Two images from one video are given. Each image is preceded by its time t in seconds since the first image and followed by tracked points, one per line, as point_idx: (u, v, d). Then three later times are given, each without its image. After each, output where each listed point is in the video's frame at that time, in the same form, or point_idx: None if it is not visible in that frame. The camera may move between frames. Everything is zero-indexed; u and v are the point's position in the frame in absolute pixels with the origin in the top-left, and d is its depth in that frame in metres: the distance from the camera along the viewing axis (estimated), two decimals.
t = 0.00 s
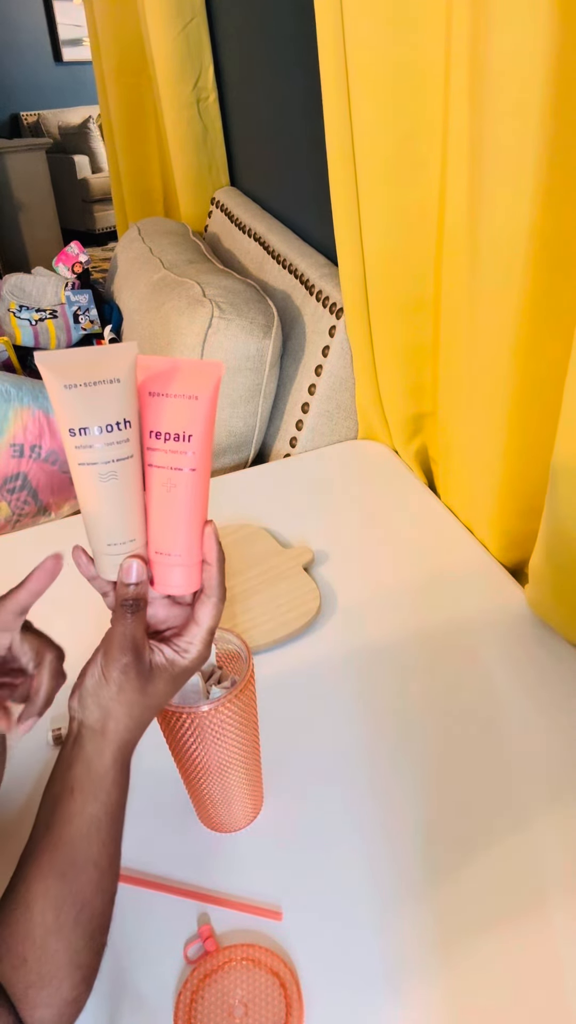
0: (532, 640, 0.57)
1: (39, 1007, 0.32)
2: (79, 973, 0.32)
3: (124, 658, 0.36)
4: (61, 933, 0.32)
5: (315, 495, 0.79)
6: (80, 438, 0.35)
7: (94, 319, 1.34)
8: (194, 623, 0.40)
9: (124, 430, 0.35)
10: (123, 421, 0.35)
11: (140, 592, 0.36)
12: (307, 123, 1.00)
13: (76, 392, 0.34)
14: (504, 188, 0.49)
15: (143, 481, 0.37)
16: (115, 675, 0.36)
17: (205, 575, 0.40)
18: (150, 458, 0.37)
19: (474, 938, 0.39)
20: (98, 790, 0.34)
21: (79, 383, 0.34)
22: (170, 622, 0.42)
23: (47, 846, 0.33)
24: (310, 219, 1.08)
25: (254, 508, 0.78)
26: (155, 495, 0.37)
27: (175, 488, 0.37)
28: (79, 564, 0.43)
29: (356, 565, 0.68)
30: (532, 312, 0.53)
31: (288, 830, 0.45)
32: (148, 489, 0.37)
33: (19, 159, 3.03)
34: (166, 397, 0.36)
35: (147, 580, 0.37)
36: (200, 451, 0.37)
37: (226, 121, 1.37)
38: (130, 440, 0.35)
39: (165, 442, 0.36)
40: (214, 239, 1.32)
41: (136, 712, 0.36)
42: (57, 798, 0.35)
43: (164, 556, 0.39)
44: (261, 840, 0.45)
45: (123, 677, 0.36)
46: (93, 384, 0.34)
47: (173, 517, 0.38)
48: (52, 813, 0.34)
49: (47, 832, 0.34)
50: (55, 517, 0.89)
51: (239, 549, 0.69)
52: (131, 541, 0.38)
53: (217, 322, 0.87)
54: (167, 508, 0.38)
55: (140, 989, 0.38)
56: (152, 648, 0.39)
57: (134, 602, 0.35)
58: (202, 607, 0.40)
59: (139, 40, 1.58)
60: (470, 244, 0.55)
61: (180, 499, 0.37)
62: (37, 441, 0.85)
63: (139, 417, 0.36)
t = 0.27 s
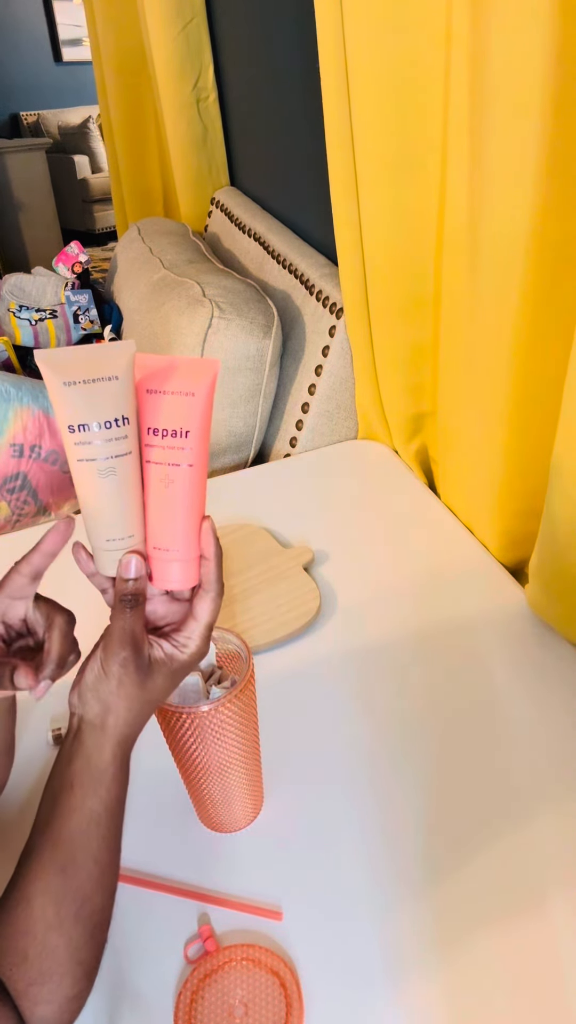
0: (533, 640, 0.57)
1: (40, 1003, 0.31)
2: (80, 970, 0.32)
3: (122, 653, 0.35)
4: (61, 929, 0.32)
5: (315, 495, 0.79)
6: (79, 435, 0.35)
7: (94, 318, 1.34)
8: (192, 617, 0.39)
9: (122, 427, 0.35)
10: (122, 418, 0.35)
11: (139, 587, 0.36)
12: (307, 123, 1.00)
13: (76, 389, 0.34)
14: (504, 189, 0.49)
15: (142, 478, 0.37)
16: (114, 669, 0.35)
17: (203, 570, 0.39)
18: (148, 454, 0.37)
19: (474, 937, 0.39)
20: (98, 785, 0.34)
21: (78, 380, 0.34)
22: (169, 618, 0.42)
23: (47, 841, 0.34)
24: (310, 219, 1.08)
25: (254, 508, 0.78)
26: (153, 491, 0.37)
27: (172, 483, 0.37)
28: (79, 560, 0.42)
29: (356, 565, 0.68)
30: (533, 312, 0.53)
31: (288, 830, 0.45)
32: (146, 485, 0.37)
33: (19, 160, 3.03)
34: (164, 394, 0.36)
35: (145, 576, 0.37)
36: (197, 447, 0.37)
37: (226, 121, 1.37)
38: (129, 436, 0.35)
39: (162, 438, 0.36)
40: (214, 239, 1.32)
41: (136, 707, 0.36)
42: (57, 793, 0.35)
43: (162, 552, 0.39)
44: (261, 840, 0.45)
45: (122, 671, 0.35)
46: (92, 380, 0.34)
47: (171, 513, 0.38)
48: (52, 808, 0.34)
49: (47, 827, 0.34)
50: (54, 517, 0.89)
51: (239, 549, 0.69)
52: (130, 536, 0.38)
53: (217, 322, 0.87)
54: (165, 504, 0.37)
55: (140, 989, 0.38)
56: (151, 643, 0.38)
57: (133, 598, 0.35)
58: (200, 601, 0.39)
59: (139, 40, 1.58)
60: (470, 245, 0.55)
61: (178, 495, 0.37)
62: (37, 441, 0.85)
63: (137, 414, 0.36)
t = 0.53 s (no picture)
0: (533, 640, 0.57)
1: (40, 1002, 0.32)
2: (80, 968, 0.33)
3: (122, 647, 0.35)
4: (62, 927, 0.32)
5: (315, 495, 0.79)
6: (76, 432, 0.35)
7: (94, 319, 1.34)
8: (190, 613, 0.39)
9: (119, 424, 0.35)
10: (118, 415, 0.35)
11: (138, 582, 0.36)
12: (307, 124, 1.00)
13: (72, 387, 0.34)
14: (504, 188, 0.49)
15: (138, 475, 0.37)
16: (114, 664, 0.35)
17: (200, 565, 0.40)
18: (144, 451, 0.37)
19: (474, 937, 0.39)
20: (98, 780, 0.34)
21: (74, 378, 0.34)
22: (167, 614, 0.41)
23: (47, 838, 0.33)
24: (310, 219, 1.08)
25: (254, 508, 0.78)
26: (150, 487, 0.37)
27: (169, 480, 0.37)
28: (76, 557, 0.42)
29: (356, 565, 0.68)
30: (533, 312, 0.53)
31: (288, 829, 0.45)
32: (143, 482, 0.37)
33: (19, 159, 3.03)
34: (159, 391, 0.36)
35: (144, 572, 0.37)
36: (193, 444, 0.37)
37: (226, 121, 1.37)
38: (126, 434, 0.35)
39: (158, 435, 0.36)
40: (214, 239, 1.32)
41: (135, 701, 0.36)
42: (58, 789, 0.35)
43: (160, 548, 0.39)
44: (261, 839, 0.45)
45: (122, 665, 0.35)
46: (88, 378, 0.34)
47: (168, 509, 0.38)
48: (52, 805, 0.34)
49: (47, 824, 0.34)
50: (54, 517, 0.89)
51: (239, 549, 0.69)
52: (128, 533, 0.38)
53: (217, 322, 0.87)
54: (162, 500, 0.37)
55: (140, 989, 0.38)
56: (149, 638, 0.38)
57: (131, 592, 0.35)
58: (197, 597, 0.40)
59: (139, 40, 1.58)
60: (470, 245, 0.55)
61: (175, 491, 0.37)
62: (37, 441, 0.85)
63: (133, 411, 0.36)
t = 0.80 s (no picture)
0: (533, 640, 0.57)
1: (40, 1002, 0.32)
2: (80, 969, 0.33)
3: (119, 652, 0.35)
4: (61, 927, 0.32)
5: (315, 495, 0.79)
6: (70, 435, 0.35)
7: (94, 319, 1.34)
8: (189, 615, 0.39)
9: (114, 426, 0.35)
10: (113, 417, 0.35)
11: (134, 586, 0.36)
12: (307, 123, 1.00)
13: (66, 389, 0.34)
14: (504, 188, 0.49)
15: (134, 477, 0.37)
16: (111, 668, 0.35)
17: (198, 569, 0.40)
18: (139, 454, 0.37)
19: (474, 935, 0.39)
20: (97, 782, 0.34)
21: (68, 380, 0.34)
22: (165, 616, 0.41)
23: (46, 840, 0.33)
24: (310, 219, 1.08)
25: (255, 508, 0.78)
26: (146, 490, 0.37)
27: (166, 482, 0.37)
28: (73, 559, 0.42)
29: (356, 565, 0.68)
30: (533, 312, 0.53)
31: (288, 829, 0.45)
32: (139, 484, 0.37)
33: (19, 159, 3.03)
34: (154, 393, 0.36)
35: (141, 576, 0.37)
36: (189, 445, 0.36)
37: (226, 121, 1.37)
38: (121, 436, 0.35)
39: (154, 437, 0.36)
40: (214, 239, 1.32)
41: (134, 705, 0.36)
42: (56, 791, 0.35)
43: (157, 551, 0.38)
44: (261, 839, 0.45)
45: (119, 670, 0.36)
46: (82, 380, 0.34)
47: (165, 511, 0.37)
48: (50, 807, 0.34)
49: (46, 826, 0.34)
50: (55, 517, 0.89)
51: (239, 549, 0.69)
52: (124, 536, 0.38)
53: (217, 322, 0.87)
54: (158, 503, 0.37)
55: (140, 989, 0.38)
56: (148, 642, 0.38)
57: (128, 597, 0.35)
58: (195, 599, 0.39)
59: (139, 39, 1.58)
60: (470, 245, 0.55)
61: (171, 493, 0.37)
62: (37, 441, 0.85)
63: (127, 413, 0.36)
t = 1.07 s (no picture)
0: (533, 640, 0.57)
1: (41, 1004, 0.32)
2: (79, 971, 0.33)
3: (122, 654, 0.35)
4: (62, 929, 0.32)
5: (315, 495, 0.79)
6: (73, 437, 0.35)
7: (94, 318, 1.34)
8: (191, 617, 0.39)
9: (117, 428, 0.35)
10: (115, 419, 0.35)
11: (137, 589, 0.35)
12: (307, 123, 1.00)
13: (68, 391, 0.34)
14: (504, 188, 0.49)
15: (137, 479, 0.37)
16: (113, 672, 0.35)
17: (201, 570, 0.39)
18: (142, 455, 0.36)
19: (474, 936, 0.39)
20: (98, 785, 0.34)
21: (70, 382, 0.34)
22: (167, 618, 0.41)
23: (47, 843, 0.33)
24: (310, 219, 1.08)
25: (255, 508, 0.78)
26: (149, 492, 0.37)
27: (168, 484, 0.37)
28: (75, 562, 0.42)
29: (356, 565, 0.68)
30: (532, 312, 0.53)
31: (288, 829, 0.45)
32: (141, 486, 0.37)
33: (19, 159, 3.03)
34: (157, 394, 0.35)
35: (143, 577, 0.37)
36: (192, 447, 0.36)
37: (226, 121, 1.37)
38: (123, 438, 0.36)
39: (156, 439, 0.36)
40: (214, 239, 1.32)
41: (136, 708, 0.36)
42: (58, 793, 0.35)
43: (160, 553, 0.38)
44: (261, 839, 0.45)
45: (121, 673, 0.35)
46: (85, 383, 0.34)
47: (168, 513, 0.37)
48: (52, 810, 0.34)
49: (47, 828, 0.34)
50: (55, 517, 0.89)
51: (239, 549, 0.69)
52: (127, 538, 0.38)
53: (217, 322, 0.87)
54: (161, 505, 0.37)
55: (140, 989, 0.38)
56: (150, 645, 0.38)
57: (131, 599, 0.35)
58: (198, 601, 0.39)
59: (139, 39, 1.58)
60: (470, 245, 0.55)
61: (174, 496, 0.37)
62: (37, 441, 0.85)
63: (130, 415, 0.36)
